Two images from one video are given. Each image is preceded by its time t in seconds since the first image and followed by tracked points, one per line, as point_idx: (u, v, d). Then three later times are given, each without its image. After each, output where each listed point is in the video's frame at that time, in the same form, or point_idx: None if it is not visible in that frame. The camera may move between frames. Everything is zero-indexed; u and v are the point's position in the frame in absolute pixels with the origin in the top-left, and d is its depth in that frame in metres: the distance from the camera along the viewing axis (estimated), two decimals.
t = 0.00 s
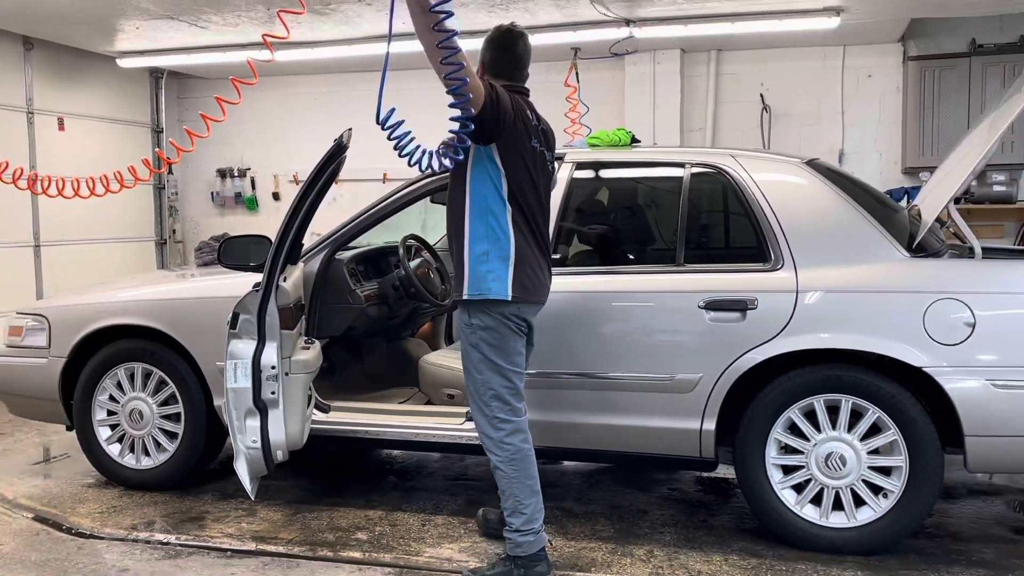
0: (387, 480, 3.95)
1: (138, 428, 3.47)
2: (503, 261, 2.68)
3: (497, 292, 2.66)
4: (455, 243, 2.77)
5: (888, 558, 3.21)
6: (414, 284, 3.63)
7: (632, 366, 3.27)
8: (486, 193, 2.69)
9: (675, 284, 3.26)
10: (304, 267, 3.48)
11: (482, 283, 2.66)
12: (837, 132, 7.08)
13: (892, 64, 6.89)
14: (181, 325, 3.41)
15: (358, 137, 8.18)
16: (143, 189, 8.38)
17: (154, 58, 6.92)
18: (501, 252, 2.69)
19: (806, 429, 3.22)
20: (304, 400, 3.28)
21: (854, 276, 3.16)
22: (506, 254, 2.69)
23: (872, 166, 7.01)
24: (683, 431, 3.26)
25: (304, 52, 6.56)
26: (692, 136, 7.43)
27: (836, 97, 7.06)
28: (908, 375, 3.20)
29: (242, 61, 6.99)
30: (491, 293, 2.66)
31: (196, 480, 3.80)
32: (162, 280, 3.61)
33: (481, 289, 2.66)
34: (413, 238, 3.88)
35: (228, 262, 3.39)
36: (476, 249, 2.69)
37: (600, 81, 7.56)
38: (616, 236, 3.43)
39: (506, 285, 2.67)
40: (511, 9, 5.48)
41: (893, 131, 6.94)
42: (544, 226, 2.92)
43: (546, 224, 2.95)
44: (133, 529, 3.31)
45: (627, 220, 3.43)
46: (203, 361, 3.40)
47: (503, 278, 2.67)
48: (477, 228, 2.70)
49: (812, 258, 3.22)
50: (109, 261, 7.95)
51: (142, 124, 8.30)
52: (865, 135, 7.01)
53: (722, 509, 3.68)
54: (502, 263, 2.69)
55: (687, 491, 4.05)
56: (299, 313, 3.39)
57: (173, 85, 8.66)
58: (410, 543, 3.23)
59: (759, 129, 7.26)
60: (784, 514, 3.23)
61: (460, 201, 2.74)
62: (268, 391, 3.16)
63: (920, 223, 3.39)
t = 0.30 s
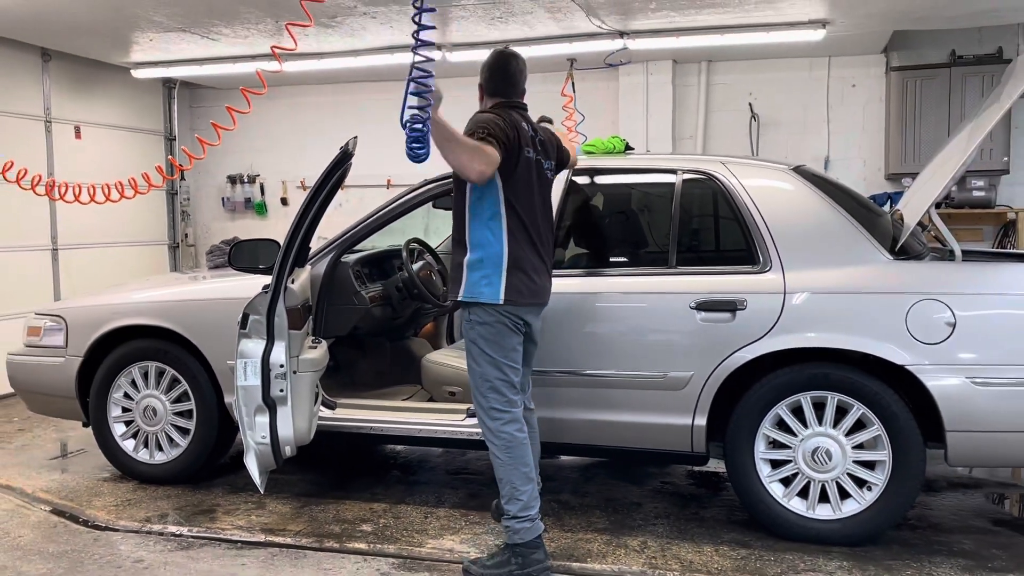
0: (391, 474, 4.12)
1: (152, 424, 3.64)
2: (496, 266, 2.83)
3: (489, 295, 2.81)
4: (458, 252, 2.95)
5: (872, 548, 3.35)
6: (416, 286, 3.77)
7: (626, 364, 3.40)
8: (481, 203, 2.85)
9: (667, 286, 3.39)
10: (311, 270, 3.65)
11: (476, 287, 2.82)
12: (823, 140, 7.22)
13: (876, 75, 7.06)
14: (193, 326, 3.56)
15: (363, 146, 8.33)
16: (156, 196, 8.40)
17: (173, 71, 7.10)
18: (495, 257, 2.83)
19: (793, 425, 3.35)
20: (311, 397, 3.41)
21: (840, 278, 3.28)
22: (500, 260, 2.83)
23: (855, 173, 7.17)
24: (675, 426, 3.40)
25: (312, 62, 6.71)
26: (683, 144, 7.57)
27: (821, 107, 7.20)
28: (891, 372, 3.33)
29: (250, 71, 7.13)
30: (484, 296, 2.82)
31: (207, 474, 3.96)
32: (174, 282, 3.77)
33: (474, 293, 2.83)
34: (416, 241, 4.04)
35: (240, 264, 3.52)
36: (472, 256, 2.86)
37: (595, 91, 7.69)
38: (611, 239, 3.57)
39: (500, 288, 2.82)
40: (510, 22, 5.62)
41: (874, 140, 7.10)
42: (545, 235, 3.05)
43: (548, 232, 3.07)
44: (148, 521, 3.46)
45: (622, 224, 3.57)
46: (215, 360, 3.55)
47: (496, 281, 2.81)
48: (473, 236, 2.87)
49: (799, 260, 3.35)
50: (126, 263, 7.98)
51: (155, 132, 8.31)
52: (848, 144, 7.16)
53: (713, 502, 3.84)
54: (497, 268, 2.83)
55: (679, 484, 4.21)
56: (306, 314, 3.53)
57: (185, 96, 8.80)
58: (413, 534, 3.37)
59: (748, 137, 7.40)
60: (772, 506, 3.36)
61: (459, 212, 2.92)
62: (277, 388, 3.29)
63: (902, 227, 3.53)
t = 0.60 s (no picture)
0: (393, 469, 4.24)
1: (162, 421, 3.78)
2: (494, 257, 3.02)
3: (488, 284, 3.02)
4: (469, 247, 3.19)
5: (859, 540, 3.46)
6: (418, 287, 3.90)
7: (621, 363, 3.52)
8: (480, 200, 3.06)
9: (661, 286, 3.51)
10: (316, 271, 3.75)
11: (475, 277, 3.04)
12: (812, 145, 7.34)
13: (863, 82, 7.17)
14: (201, 326, 3.68)
15: (366, 151, 8.45)
16: (167, 201, 8.51)
17: (182, 78, 7.23)
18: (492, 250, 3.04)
19: (783, 421, 3.46)
20: (316, 394, 3.52)
21: (828, 278, 3.39)
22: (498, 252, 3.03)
23: (842, 177, 7.30)
24: (668, 423, 3.51)
25: (317, 71, 6.83)
26: (676, 149, 7.69)
27: (810, 113, 7.32)
28: (878, 370, 3.43)
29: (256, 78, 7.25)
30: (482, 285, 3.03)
31: (215, 470, 4.09)
32: (183, 283, 3.90)
33: (477, 283, 3.06)
34: (419, 244, 4.15)
35: (247, 266, 3.62)
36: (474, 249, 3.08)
37: (590, 98, 7.80)
38: (607, 242, 3.68)
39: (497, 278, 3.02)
40: (509, 32, 5.74)
41: (861, 145, 7.22)
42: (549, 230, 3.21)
43: (552, 228, 3.23)
44: (158, 514, 3.57)
45: (617, 227, 3.69)
46: (223, 358, 3.66)
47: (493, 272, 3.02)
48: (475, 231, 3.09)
49: (788, 261, 3.46)
50: (138, 266, 8.08)
51: (166, 138, 8.44)
52: (835, 149, 7.28)
53: (705, 496, 3.96)
54: (496, 258, 3.03)
55: (673, 479, 4.34)
56: (312, 314, 3.64)
57: (195, 103, 8.94)
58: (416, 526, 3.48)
59: (739, 142, 7.52)
60: (763, 500, 3.47)
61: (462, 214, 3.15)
62: (283, 386, 3.39)
63: (888, 229, 3.65)
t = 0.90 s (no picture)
0: (394, 466, 4.30)
1: (167, 419, 3.84)
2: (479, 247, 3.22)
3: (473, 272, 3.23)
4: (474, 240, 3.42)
5: (852, 535, 3.52)
6: (419, 287, 3.96)
7: (618, 361, 3.58)
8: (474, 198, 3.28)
9: (657, 286, 3.57)
10: (318, 271, 3.81)
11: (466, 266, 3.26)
12: (804, 147, 7.41)
13: (855, 86, 7.25)
14: (205, 325, 3.74)
15: (367, 153, 8.52)
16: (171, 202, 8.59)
17: (186, 82, 7.30)
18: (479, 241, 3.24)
19: (777, 418, 3.52)
20: (318, 393, 3.58)
21: (821, 278, 3.46)
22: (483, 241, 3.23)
23: (836, 179, 7.37)
24: (665, 420, 3.57)
25: (319, 75, 6.90)
26: (672, 151, 7.76)
27: (804, 116, 7.39)
28: (871, 368, 3.49)
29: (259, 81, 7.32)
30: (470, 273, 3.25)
31: (219, 467, 4.15)
32: (188, 283, 3.96)
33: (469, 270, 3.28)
34: (419, 244, 4.21)
35: (251, 266, 3.67)
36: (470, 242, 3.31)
37: (588, 102, 7.87)
38: (604, 242, 3.74)
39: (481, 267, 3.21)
40: (508, 36, 5.81)
41: (853, 148, 7.29)
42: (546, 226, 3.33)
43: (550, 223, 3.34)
44: (163, 510, 3.63)
45: (614, 227, 3.75)
46: (227, 357, 3.73)
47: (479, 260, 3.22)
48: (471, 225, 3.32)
49: (782, 261, 3.52)
50: (143, 267, 8.15)
51: (171, 141, 8.52)
52: (828, 152, 7.35)
53: (701, 492, 4.03)
54: (481, 247, 3.23)
55: (670, 475, 4.40)
56: (314, 314, 3.70)
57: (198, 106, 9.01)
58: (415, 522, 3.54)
59: (733, 145, 7.59)
60: (757, 495, 3.53)
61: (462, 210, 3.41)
62: (286, 384, 3.45)
63: (881, 229, 3.72)
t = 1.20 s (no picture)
0: (394, 465, 4.31)
1: (167, 418, 3.85)
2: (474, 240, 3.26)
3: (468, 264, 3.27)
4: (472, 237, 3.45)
5: (851, 534, 3.53)
6: (418, 285, 3.97)
7: (617, 360, 3.58)
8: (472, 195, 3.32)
9: (656, 285, 3.57)
10: (318, 270, 3.81)
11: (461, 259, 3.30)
12: (804, 146, 7.41)
13: (854, 85, 7.25)
14: (205, 324, 3.75)
15: (366, 153, 8.53)
16: (171, 201, 8.59)
17: (185, 81, 7.31)
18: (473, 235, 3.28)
19: (777, 417, 3.52)
20: (318, 392, 3.58)
21: (820, 277, 3.46)
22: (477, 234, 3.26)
23: (835, 178, 7.37)
24: (664, 419, 3.58)
25: (320, 74, 6.91)
26: (672, 150, 7.76)
27: (803, 115, 7.39)
28: (871, 367, 3.50)
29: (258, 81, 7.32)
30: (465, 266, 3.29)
31: (219, 465, 4.16)
32: (188, 282, 3.96)
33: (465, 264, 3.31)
34: (419, 243, 4.22)
35: (251, 265, 3.68)
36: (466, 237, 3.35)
37: (587, 101, 7.87)
38: (604, 241, 3.75)
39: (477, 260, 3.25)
40: (507, 35, 5.81)
41: (853, 147, 7.29)
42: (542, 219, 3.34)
43: (545, 217, 3.36)
44: (163, 509, 3.64)
45: (614, 227, 3.75)
46: (227, 356, 3.73)
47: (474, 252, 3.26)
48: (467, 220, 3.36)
49: (781, 260, 3.52)
50: (143, 265, 8.15)
51: (170, 140, 8.52)
52: (828, 150, 7.36)
53: (700, 491, 4.03)
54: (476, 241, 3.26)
55: (669, 474, 4.41)
56: (313, 312, 3.71)
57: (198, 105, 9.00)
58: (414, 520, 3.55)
59: (733, 144, 7.59)
60: (757, 494, 3.54)
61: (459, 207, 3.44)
62: (285, 383, 3.45)
63: (880, 228, 3.72)
